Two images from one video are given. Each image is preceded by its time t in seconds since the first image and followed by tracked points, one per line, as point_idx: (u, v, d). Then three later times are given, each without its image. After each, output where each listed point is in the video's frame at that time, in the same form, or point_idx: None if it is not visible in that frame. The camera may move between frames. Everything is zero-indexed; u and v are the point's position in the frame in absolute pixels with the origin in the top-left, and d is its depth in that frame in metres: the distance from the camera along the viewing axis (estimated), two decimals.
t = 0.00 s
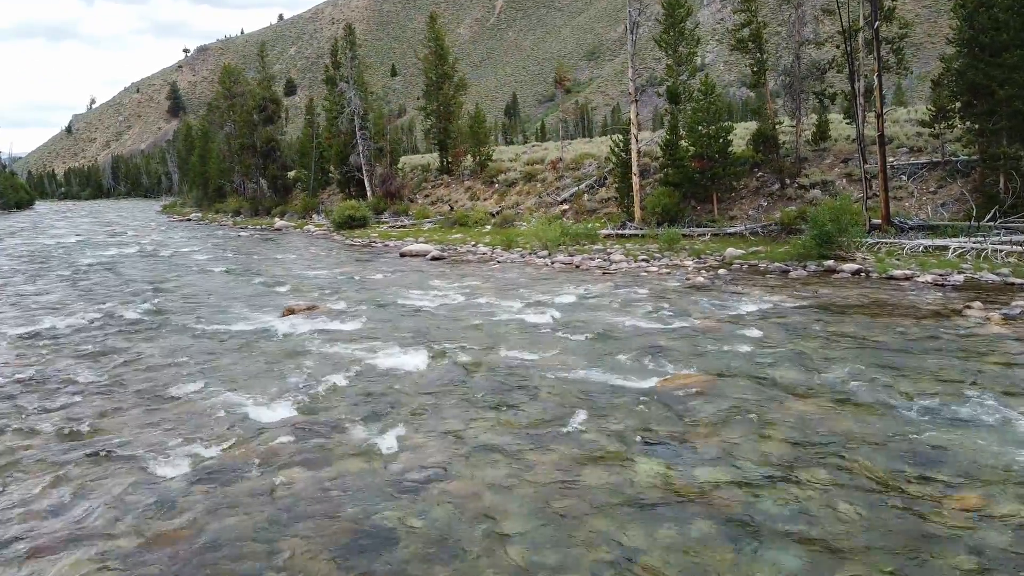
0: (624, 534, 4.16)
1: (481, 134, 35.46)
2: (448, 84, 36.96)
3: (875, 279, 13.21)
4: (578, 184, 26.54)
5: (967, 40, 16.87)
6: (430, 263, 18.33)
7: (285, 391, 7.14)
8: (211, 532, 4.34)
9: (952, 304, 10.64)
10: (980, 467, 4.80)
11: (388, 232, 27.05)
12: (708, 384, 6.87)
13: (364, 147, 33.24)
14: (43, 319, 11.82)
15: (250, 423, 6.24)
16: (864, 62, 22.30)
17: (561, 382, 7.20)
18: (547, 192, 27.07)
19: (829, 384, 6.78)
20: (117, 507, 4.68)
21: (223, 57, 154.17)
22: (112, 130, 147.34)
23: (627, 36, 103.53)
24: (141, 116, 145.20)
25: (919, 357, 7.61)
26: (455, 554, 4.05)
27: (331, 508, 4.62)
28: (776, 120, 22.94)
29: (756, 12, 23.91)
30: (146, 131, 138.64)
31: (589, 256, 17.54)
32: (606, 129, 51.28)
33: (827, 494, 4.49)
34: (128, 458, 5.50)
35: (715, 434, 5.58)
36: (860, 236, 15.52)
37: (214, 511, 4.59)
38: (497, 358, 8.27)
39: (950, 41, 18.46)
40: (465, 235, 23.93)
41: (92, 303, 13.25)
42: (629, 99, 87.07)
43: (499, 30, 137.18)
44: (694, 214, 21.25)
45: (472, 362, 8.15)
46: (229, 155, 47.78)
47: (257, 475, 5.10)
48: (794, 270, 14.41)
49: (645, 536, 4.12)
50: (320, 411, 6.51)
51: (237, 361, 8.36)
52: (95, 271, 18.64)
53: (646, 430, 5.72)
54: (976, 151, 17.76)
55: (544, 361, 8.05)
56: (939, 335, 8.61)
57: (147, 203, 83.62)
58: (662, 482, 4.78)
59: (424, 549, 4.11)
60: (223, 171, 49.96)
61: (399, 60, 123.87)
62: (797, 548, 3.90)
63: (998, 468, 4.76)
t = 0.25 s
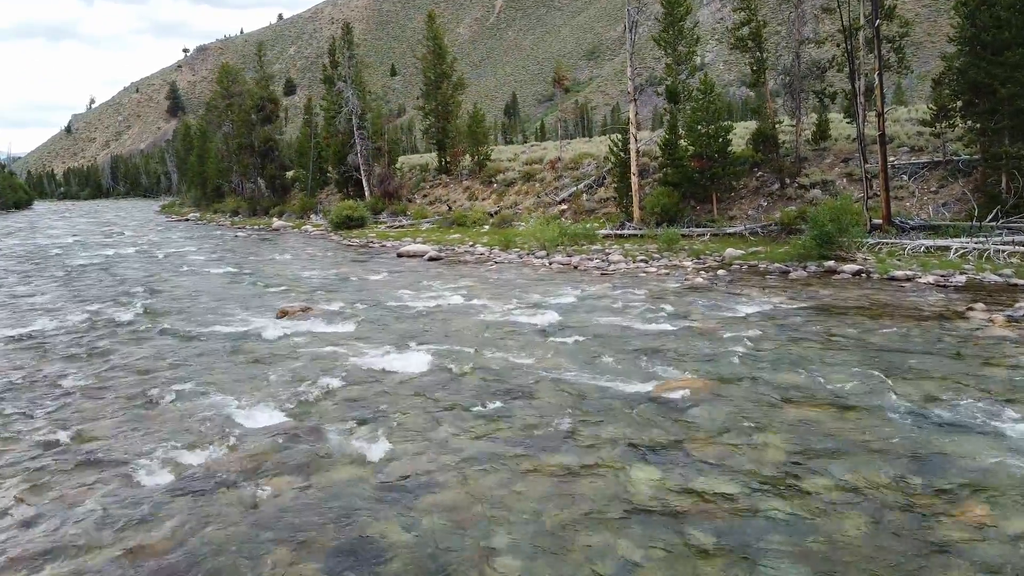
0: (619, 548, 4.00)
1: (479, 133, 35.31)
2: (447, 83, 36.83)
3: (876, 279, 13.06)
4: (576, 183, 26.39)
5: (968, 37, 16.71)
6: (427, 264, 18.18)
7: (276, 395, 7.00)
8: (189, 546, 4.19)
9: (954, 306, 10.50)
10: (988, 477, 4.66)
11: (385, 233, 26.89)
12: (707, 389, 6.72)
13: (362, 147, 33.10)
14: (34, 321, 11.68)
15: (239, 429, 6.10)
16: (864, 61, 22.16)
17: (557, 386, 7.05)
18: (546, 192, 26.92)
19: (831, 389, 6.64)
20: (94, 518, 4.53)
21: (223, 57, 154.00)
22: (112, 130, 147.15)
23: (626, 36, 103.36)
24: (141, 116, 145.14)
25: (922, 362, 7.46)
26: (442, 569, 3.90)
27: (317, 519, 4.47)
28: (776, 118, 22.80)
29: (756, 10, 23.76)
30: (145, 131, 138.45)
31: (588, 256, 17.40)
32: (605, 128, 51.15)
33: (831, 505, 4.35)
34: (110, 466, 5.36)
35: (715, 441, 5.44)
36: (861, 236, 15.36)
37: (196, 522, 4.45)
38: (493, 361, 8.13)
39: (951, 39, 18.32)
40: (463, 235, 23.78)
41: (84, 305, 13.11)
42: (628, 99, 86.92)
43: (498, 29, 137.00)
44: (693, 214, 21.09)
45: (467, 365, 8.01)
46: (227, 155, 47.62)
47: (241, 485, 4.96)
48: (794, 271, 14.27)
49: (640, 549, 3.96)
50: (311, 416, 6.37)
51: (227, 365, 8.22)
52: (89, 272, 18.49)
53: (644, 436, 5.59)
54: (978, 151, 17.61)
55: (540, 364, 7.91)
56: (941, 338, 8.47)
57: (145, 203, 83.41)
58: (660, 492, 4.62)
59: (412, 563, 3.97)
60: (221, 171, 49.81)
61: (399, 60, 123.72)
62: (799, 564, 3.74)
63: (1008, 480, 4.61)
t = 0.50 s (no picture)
0: (614, 564, 3.85)
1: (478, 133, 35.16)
2: (445, 83, 36.67)
3: (878, 281, 12.91)
4: (575, 183, 26.22)
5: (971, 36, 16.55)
6: (424, 265, 18.01)
7: (265, 402, 6.85)
8: (169, 561, 4.04)
9: (958, 308, 10.34)
10: (996, 488, 4.51)
11: (383, 233, 26.73)
12: (706, 395, 6.57)
13: (360, 146, 32.93)
14: (24, 323, 11.53)
15: (225, 437, 5.95)
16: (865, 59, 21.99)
17: (553, 392, 6.89)
18: (544, 192, 26.76)
19: (833, 395, 6.49)
20: (72, 531, 4.38)
21: (222, 57, 153.76)
22: (111, 129, 147.02)
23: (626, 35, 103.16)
24: (140, 116, 144.93)
25: (926, 366, 7.31)
26: None
27: (302, 532, 4.33)
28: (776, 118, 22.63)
29: (756, 9, 23.61)
30: (144, 131, 138.34)
31: (586, 257, 17.24)
32: (604, 128, 51.01)
33: (833, 518, 4.20)
34: (93, 475, 5.22)
35: (714, 450, 5.28)
36: (862, 237, 15.21)
37: (177, 536, 4.30)
38: (488, 365, 7.97)
39: (953, 37, 18.17)
40: (461, 236, 23.62)
41: (76, 307, 12.95)
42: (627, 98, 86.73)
43: (497, 29, 136.74)
44: (693, 214, 20.93)
45: (461, 370, 7.85)
46: (225, 155, 47.42)
47: (226, 496, 4.81)
48: (795, 271, 14.11)
49: (635, 565, 3.82)
50: (299, 424, 6.21)
51: (218, 370, 8.06)
52: (84, 273, 18.34)
53: (641, 445, 5.43)
54: (980, 150, 17.45)
55: (536, 369, 7.75)
56: (946, 341, 8.31)
57: (144, 203, 83.27)
58: (656, 504, 4.48)
59: None
60: (219, 171, 49.63)
61: (398, 60, 123.48)
62: None
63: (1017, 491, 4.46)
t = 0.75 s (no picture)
0: None
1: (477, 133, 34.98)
2: (444, 82, 36.49)
3: (881, 282, 12.73)
4: (574, 183, 26.04)
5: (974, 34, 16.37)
6: (422, 265, 17.84)
7: (252, 408, 6.65)
8: None
9: (964, 310, 10.16)
10: (1011, 504, 4.32)
11: (380, 233, 26.54)
12: (708, 402, 6.38)
13: (358, 146, 32.75)
14: (13, 326, 11.35)
15: (210, 446, 5.76)
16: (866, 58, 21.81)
17: (549, 398, 6.71)
18: (543, 192, 26.58)
19: (839, 402, 6.29)
20: (47, 547, 4.22)
21: (221, 57, 153.55)
22: (110, 129, 146.88)
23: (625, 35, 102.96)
24: (139, 116, 144.77)
25: (932, 370, 7.13)
26: None
27: (286, 548, 4.16)
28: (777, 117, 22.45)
29: (756, 7, 23.42)
30: (144, 131, 138.22)
31: (585, 257, 17.06)
32: (603, 128, 50.88)
33: (840, 535, 4.02)
34: (72, 486, 5.05)
35: (717, 461, 5.09)
36: (864, 237, 15.02)
37: (156, 552, 4.14)
38: (483, 370, 7.76)
39: (955, 35, 17.99)
40: (460, 236, 23.45)
41: (67, 309, 12.77)
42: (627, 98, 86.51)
43: (497, 28, 136.49)
44: (693, 215, 20.74)
45: (456, 374, 7.66)
46: (223, 155, 47.23)
47: (209, 509, 4.64)
48: (797, 272, 13.93)
49: None
50: (286, 432, 6.02)
51: (208, 374, 7.89)
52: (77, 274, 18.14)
53: (641, 456, 5.25)
54: (983, 149, 17.27)
55: (532, 374, 7.54)
56: (953, 344, 8.13)
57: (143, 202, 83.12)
58: (655, 517, 4.32)
59: None
60: (217, 171, 49.45)
61: (397, 60, 123.28)
62: None
63: None
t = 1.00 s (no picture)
0: None
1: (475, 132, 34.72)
2: (442, 81, 36.25)
3: (885, 284, 12.50)
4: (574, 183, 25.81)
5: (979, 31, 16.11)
6: (419, 266, 17.60)
7: (238, 418, 6.44)
8: None
9: (971, 313, 9.92)
10: None
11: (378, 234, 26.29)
12: (709, 411, 6.16)
13: (355, 146, 32.49)
14: None
15: (192, 459, 5.55)
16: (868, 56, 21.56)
17: (545, 408, 6.48)
18: (542, 192, 26.35)
19: (846, 412, 6.07)
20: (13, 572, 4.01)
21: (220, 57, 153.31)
22: (110, 129, 146.67)
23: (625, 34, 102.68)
24: (139, 116, 144.54)
25: (941, 378, 6.91)
26: None
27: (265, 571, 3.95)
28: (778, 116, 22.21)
29: (757, 5, 23.17)
30: (143, 131, 138.02)
31: (584, 258, 16.82)
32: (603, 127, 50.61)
33: (849, 559, 3.81)
34: (45, 505, 4.84)
35: (720, 477, 4.87)
36: (868, 238, 14.78)
37: None
38: (478, 377, 7.54)
39: (959, 33, 17.74)
40: (458, 236, 23.21)
41: (56, 312, 12.55)
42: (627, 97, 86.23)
43: (496, 28, 136.19)
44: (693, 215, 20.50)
45: (450, 382, 7.44)
46: (220, 155, 46.98)
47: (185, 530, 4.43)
48: (799, 274, 13.69)
49: None
50: (273, 443, 5.81)
51: (194, 382, 7.65)
52: (70, 275, 17.93)
53: (640, 471, 5.03)
54: (987, 148, 17.03)
55: (528, 381, 7.32)
56: (962, 350, 7.88)
57: (142, 202, 82.90)
58: (654, 538, 4.10)
59: None
60: (215, 170, 49.20)
61: (397, 59, 123.00)
62: None
63: None
